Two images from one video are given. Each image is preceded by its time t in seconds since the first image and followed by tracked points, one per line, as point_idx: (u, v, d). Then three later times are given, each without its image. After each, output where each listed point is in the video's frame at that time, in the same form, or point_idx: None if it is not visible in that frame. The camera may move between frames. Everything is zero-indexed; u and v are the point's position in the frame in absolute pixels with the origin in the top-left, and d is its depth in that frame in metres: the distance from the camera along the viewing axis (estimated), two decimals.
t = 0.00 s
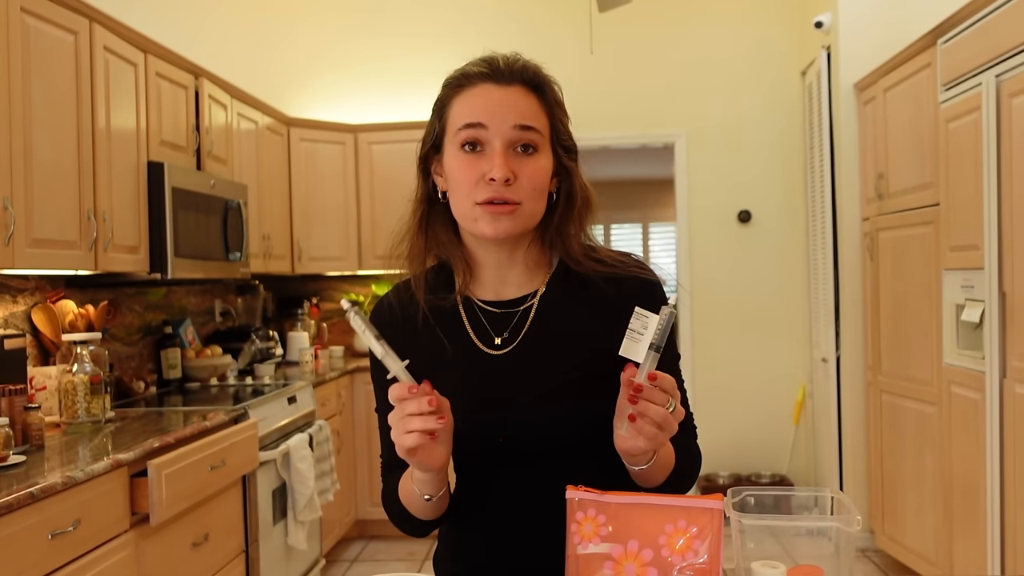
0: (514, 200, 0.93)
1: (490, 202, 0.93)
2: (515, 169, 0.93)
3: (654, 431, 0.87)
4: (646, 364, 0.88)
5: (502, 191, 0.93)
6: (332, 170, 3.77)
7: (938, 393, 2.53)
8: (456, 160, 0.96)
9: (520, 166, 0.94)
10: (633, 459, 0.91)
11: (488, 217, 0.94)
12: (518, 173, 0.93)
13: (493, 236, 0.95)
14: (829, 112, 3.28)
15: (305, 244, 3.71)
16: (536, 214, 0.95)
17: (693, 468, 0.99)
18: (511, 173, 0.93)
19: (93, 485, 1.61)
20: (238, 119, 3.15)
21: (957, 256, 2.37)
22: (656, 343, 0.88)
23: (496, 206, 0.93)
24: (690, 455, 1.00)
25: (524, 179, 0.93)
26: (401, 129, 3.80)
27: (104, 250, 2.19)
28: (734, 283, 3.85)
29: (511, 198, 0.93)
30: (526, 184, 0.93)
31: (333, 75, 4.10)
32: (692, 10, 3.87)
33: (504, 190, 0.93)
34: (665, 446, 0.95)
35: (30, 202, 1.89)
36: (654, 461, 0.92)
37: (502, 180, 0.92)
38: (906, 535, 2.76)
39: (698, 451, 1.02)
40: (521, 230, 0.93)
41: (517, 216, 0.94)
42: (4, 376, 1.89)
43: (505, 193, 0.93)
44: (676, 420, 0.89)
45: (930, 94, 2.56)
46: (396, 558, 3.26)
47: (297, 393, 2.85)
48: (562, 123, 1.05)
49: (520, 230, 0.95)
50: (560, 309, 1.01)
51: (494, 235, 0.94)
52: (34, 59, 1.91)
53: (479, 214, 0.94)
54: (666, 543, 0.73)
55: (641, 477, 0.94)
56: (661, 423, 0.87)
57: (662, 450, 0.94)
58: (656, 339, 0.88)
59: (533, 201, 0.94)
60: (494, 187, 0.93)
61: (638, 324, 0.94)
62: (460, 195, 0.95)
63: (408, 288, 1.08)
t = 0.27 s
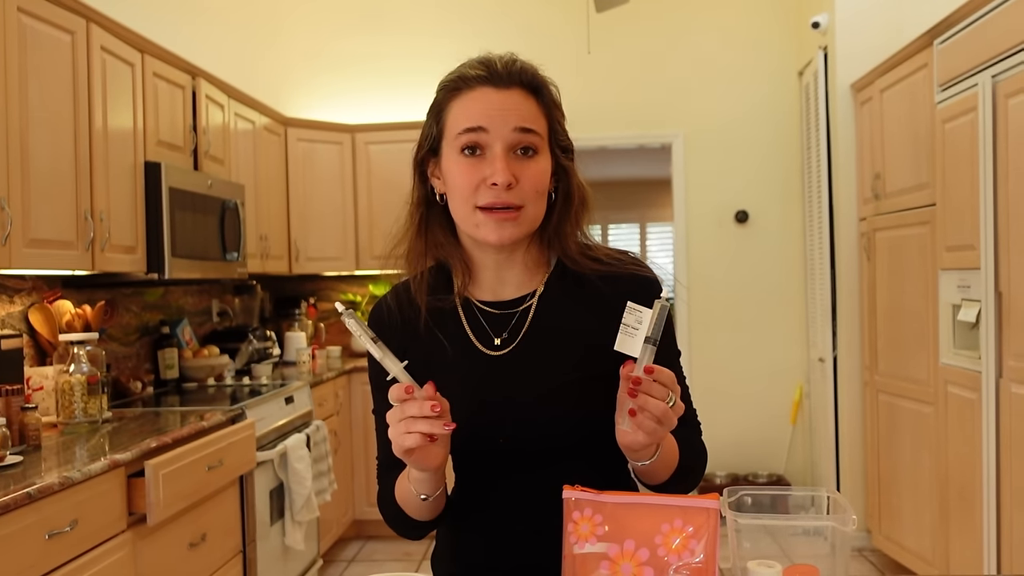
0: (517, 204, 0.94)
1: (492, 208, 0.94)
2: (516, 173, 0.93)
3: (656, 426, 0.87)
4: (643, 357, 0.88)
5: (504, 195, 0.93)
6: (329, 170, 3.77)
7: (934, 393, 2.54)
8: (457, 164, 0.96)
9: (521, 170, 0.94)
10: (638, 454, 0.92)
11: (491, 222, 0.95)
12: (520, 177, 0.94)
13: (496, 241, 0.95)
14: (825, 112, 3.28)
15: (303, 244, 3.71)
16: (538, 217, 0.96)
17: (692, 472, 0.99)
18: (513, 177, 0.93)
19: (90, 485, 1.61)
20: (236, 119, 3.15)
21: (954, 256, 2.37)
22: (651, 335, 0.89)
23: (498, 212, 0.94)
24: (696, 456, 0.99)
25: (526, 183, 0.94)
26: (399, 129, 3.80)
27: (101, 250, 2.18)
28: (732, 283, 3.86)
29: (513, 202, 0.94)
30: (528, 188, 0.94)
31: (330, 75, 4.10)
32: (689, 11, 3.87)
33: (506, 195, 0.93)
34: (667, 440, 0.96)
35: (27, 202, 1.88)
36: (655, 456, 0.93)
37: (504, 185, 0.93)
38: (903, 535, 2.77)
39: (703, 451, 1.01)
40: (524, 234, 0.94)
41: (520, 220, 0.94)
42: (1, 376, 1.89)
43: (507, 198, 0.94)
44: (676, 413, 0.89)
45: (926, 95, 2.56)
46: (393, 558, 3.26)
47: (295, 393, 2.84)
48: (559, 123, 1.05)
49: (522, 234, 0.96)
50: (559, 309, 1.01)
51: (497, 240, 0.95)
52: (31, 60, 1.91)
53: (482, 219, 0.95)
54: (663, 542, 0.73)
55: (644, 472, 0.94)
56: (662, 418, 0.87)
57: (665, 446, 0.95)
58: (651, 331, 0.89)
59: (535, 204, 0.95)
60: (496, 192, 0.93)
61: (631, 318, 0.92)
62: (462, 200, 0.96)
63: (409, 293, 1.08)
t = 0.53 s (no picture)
0: (514, 205, 0.95)
1: (490, 208, 0.95)
2: (514, 175, 0.94)
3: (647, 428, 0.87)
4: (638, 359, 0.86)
5: (503, 197, 0.94)
6: (327, 170, 3.77)
7: (930, 391, 2.55)
8: (455, 165, 0.97)
9: (520, 171, 0.95)
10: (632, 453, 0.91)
11: (488, 223, 0.95)
12: (519, 178, 0.94)
13: (493, 243, 0.96)
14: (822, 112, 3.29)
15: (300, 244, 3.71)
16: (535, 218, 0.97)
17: (688, 464, 1.00)
18: (512, 179, 0.94)
19: (87, 485, 1.61)
20: (233, 119, 3.15)
21: (949, 255, 2.38)
22: (646, 338, 0.87)
23: (496, 213, 0.95)
24: (689, 451, 1.01)
25: (524, 185, 0.95)
26: (396, 128, 3.80)
27: (98, 250, 2.18)
28: (729, 282, 3.86)
29: (511, 204, 0.94)
30: (526, 189, 0.95)
31: (327, 74, 4.09)
32: (686, 10, 3.87)
33: (505, 197, 0.94)
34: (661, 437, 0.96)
35: (23, 202, 1.88)
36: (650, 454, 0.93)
37: (503, 186, 0.93)
38: (900, 533, 2.78)
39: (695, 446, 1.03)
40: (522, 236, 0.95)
41: (517, 222, 0.95)
42: None
43: (506, 200, 0.94)
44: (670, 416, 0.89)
45: (922, 94, 2.57)
46: (391, 557, 3.27)
47: (292, 393, 2.84)
48: (557, 124, 1.05)
49: (520, 236, 0.96)
50: (555, 307, 1.01)
51: (494, 242, 0.96)
52: (27, 60, 1.91)
53: (479, 220, 0.95)
54: (658, 539, 0.74)
55: (638, 469, 0.95)
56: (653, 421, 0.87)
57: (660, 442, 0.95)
58: (646, 334, 0.86)
59: (532, 206, 0.96)
60: (494, 193, 0.94)
61: (627, 320, 0.88)
62: (459, 200, 0.96)
63: (405, 294, 1.08)
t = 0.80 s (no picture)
0: (523, 204, 0.95)
1: (501, 207, 0.95)
2: (526, 175, 0.94)
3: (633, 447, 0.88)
4: (624, 392, 0.85)
5: (513, 196, 0.94)
6: (324, 171, 3.77)
7: (927, 388, 2.55)
8: (464, 164, 0.96)
9: (530, 171, 0.95)
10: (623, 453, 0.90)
11: (497, 221, 0.95)
12: (529, 178, 0.94)
13: (500, 239, 0.96)
14: (819, 110, 3.30)
15: (297, 244, 3.70)
16: (540, 215, 0.98)
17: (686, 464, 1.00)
18: (522, 178, 0.94)
19: (85, 486, 1.61)
20: (229, 119, 3.14)
21: (946, 253, 2.39)
22: (635, 370, 0.84)
23: (506, 211, 0.95)
24: (685, 449, 1.00)
25: (533, 184, 0.95)
26: (393, 128, 3.79)
27: (95, 251, 2.18)
28: (726, 280, 3.87)
29: (521, 202, 0.95)
30: (534, 189, 0.95)
31: (324, 74, 4.09)
32: (682, 9, 3.88)
33: (515, 196, 0.94)
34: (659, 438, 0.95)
35: (20, 204, 1.88)
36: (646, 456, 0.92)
37: (515, 186, 0.93)
38: (897, 531, 2.78)
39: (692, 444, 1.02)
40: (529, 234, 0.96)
41: (525, 219, 0.96)
42: None
43: (516, 198, 0.95)
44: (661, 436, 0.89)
45: (918, 92, 2.58)
46: (389, 557, 3.27)
47: (290, 393, 2.84)
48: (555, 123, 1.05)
49: (526, 233, 0.97)
50: (550, 303, 1.02)
51: (502, 239, 0.96)
52: (23, 61, 1.91)
53: (488, 217, 0.96)
54: (653, 537, 0.74)
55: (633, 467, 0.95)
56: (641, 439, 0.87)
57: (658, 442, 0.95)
58: (635, 366, 0.84)
59: (539, 204, 0.97)
60: (506, 192, 0.94)
61: (617, 350, 0.86)
62: (469, 199, 0.96)
63: (404, 292, 1.09)
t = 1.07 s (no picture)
0: (538, 199, 0.96)
1: (517, 201, 0.95)
2: (542, 171, 0.94)
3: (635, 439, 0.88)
4: (626, 385, 0.86)
5: (529, 191, 0.94)
6: (322, 171, 3.77)
7: (925, 388, 2.56)
8: (482, 158, 0.96)
9: (546, 167, 0.95)
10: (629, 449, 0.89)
11: (512, 215, 0.96)
12: (546, 174, 0.95)
13: (514, 233, 0.97)
14: (817, 110, 3.30)
15: (296, 244, 3.71)
16: (554, 211, 0.98)
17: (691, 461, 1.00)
18: (539, 174, 0.94)
19: (84, 486, 1.62)
20: (228, 119, 3.14)
21: (944, 253, 2.39)
22: (638, 364, 0.86)
23: (522, 205, 0.96)
24: (690, 446, 1.00)
25: (549, 180, 0.95)
26: (391, 128, 3.79)
27: (94, 252, 2.18)
28: (724, 280, 3.87)
29: (536, 198, 0.95)
30: (550, 185, 0.95)
31: (322, 74, 4.09)
32: (680, 9, 3.88)
33: (531, 192, 0.94)
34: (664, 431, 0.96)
35: (19, 204, 1.88)
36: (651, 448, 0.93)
37: (532, 182, 0.93)
38: (895, 530, 2.79)
39: (697, 442, 1.01)
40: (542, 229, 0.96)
41: (539, 214, 0.97)
42: None
43: (532, 193, 0.95)
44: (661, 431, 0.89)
45: (916, 93, 2.58)
46: (388, 557, 3.27)
47: (289, 393, 2.84)
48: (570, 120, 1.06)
49: (540, 228, 0.98)
50: (562, 296, 1.02)
51: (516, 232, 0.97)
52: (22, 62, 1.91)
53: (504, 211, 0.96)
54: (652, 537, 0.74)
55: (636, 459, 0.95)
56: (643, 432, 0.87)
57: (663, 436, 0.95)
58: (638, 361, 0.86)
59: (553, 200, 0.97)
60: (523, 187, 0.94)
61: (621, 344, 0.87)
62: (486, 193, 0.96)
63: (418, 284, 1.10)
